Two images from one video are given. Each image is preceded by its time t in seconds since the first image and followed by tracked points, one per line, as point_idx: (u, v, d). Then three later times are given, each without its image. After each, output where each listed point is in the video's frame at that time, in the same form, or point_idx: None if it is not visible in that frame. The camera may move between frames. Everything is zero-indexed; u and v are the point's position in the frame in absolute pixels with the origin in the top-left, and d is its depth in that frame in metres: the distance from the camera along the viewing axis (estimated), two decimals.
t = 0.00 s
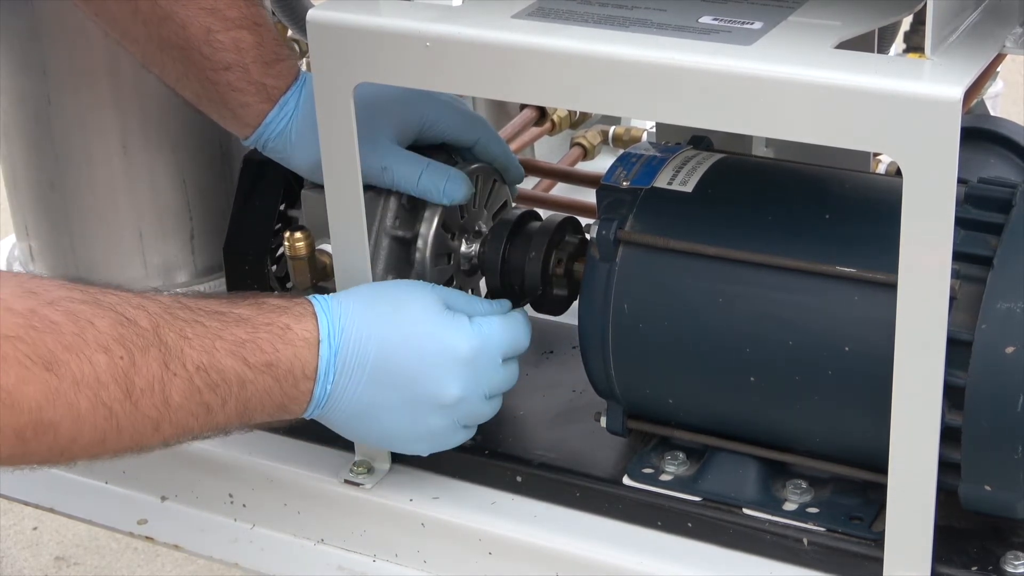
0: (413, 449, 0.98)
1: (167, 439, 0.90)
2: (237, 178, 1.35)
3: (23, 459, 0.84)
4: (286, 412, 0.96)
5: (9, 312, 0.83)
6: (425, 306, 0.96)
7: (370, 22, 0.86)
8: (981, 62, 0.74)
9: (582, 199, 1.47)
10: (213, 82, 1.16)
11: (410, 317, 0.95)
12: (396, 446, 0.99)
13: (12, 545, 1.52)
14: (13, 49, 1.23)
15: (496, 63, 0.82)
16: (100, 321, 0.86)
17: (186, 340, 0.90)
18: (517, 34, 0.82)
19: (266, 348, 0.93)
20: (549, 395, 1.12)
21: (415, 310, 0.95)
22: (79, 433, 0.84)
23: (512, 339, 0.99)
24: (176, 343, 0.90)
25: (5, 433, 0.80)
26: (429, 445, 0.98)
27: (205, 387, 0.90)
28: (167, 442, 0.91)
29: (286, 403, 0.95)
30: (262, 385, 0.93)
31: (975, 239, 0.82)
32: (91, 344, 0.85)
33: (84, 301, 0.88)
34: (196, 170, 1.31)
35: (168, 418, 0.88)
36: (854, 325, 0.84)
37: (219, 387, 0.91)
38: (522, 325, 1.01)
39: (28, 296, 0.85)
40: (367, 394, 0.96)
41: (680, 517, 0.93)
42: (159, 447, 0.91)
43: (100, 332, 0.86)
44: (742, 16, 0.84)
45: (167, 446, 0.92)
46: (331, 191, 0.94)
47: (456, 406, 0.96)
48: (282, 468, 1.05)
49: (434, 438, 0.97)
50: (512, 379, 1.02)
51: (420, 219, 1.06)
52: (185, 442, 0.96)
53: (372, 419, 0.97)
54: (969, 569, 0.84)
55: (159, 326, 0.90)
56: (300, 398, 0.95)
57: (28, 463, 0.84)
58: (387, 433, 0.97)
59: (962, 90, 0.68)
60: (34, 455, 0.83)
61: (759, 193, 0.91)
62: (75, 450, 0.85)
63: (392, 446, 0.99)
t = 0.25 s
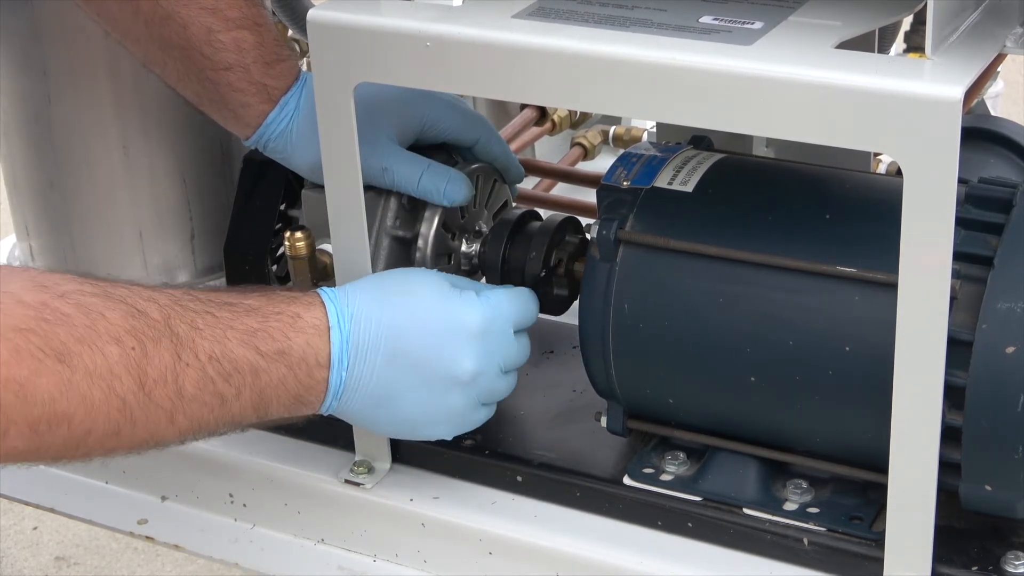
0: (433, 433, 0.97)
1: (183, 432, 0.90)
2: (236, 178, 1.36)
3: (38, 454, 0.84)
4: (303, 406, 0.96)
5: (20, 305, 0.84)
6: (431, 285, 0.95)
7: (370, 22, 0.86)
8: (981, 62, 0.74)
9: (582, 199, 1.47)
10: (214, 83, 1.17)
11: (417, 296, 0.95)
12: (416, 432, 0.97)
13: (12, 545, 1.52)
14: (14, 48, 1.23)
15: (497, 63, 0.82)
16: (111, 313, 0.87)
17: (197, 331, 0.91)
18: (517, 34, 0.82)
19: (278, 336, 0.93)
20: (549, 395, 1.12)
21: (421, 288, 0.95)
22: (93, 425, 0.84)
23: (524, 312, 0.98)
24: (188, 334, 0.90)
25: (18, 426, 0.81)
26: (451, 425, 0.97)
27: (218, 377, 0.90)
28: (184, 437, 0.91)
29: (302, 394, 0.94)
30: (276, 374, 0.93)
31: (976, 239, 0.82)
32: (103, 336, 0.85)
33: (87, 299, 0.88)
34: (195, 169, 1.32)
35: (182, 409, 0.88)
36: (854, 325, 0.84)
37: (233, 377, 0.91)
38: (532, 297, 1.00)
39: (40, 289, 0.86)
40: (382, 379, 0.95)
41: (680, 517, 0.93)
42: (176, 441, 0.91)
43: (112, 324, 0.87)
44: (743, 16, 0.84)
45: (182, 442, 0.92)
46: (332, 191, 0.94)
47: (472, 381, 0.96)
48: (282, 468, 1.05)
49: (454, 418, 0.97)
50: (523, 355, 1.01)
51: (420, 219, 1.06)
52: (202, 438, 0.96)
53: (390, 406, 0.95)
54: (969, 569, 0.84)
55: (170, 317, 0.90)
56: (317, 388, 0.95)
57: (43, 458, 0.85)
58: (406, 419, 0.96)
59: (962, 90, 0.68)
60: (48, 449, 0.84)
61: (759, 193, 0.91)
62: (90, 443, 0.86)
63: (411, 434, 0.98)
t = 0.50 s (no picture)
0: (442, 411, 0.97)
1: (187, 424, 0.89)
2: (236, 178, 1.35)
3: (41, 450, 0.85)
4: (310, 396, 0.95)
5: (20, 301, 0.83)
6: (424, 263, 0.96)
7: (370, 22, 0.86)
8: (981, 62, 0.74)
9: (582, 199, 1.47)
10: (214, 84, 1.17)
11: (412, 272, 0.95)
12: (425, 412, 0.97)
13: (12, 545, 1.52)
14: (13, 48, 1.23)
15: (497, 64, 0.82)
16: (109, 306, 0.87)
17: (195, 320, 0.91)
18: (517, 33, 0.82)
19: (276, 322, 0.93)
20: (549, 395, 1.12)
21: (414, 265, 0.96)
22: (94, 417, 0.84)
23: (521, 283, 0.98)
24: (185, 323, 0.90)
25: (18, 422, 0.81)
26: (460, 402, 0.97)
27: (218, 365, 0.90)
28: (190, 430, 0.90)
29: (307, 380, 0.93)
30: (277, 360, 0.92)
31: (976, 239, 0.82)
32: (101, 328, 0.86)
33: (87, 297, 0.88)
34: (195, 169, 1.31)
35: (184, 399, 0.88)
36: (854, 325, 0.84)
37: (234, 364, 0.91)
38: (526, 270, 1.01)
39: (38, 284, 0.86)
40: (386, 358, 0.94)
41: (681, 517, 0.93)
42: (182, 435, 0.91)
43: (110, 316, 0.87)
44: (743, 16, 0.84)
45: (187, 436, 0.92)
46: (332, 191, 0.94)
47: (476, 351, 0.96)
48: (282, 469, 1.05)
49: (463, 393, 0.96)
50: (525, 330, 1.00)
51: (420, 219, 1.06)
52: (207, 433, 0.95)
53: (399, 386, 0.95)
54: (969, 569, 0.84)
55: (168, 308, 0.90)
56: (321, 374, 0.94)
57: (47, 454, 0.85)
58: (415, 397, 0.95)
59: (962, 90, 0.68)
60: (50, 444, 0.84)
61: (758, 193, 0.91)
62: (91, 437, 0.86)
63: (421, 417, 0.97)
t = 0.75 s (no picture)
0: (443, 407, 0.97)
1: (184, 425, 0.90)
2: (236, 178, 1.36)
3: (37, 450, 0.85)
4: (308, 395, 0.95)
5: (16, 301, 0.84)
6: (420, 261, 0.96)
7: (370, 22, 0.86)
8: (982, 62, 0.74)
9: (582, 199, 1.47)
10: (213, 84, 1.17)
11: (408, 269, 0.95)
12: (426, 409, 0.96)
13: (12, 545, 1.52)
14: (13, 48, 1.23)
15: (497, 64, 0.82)
16: (104, 305, 0.88)
17: (191, 320, 0.91)
18: (517, 33, 0.82)
19: (272, 321, 0.93)
20: (549, 395, 1.12)
21: (409, 263, 0.96)
22: (89, 417, 0.85)
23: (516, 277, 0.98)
24: (181, 323, 0.90)
25: (13, 423, 0.81)
26: (461, 398, 0.97)
27: (214, 364, 0.90)
28: (187, 431, 0.91)
29: (304, 379, 0.93)
30: (274, 359, 0.92)
31: (976, 239, 0.82)
32: (96, 328, 0.86)
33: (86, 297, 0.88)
34: (195, 168, 1.31)
35: (180, 399, 0.88)
36: (854, 325, 0.84)
37: (230, 363, 0.91)
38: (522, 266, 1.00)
39: (35, 284, 0.87)
40: (385, 356, 0.94)
41: (681, 517, 0.93)
42: (179, 435, 0.91)
43: (105, 316, 0.87)
44: (742, 16, 0.84)
45: (184, 437, 0.92)
46: (332, 191, 0.94)
47: (474, 347, 0.95)
48: (282, 469, 1.05)
49: (463, 389, 0.96)
50: (522, 324, 1.00)
51: (419, 219, 1.06)
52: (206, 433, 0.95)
53: (399, 384, 0.95)
54: (969, 569, 0.84)
55: (164, 308, 0.91)
56: (319, 373, 0.94)
57: (44, 455, 0.86)
58: (416, 394, 0.95)
59: (962, 90, 0.68)
60: (45, 445, 0.84)
61: (759, 193, 0.91)
62: (86, 437, 0.86)
63: (422, 415, 0.97)
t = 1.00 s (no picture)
0: (438, 414, 0.97)
1: (182, 426, 0.90)
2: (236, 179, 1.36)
3: (34, 450, 0.86)
4: (306, 399, 0.95)
5: (14, 302, 0.85)
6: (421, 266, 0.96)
7: (370, 22, 0.86)
8: (982, 62, 0.74)
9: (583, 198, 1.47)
10: (213, 85, 1.16)
11: (410, 275, 0.95)
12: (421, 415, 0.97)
13: (12, 545, 1.52)
14: (14, 48, 1.23)
15: (497, 64, 0.82)
16: (103, 308, 0.88)
17: (190, 322, 0.91)
18: (517, 33, 0.82)
19: (271, 324, 0.93)
20: (549, 395, 1.12)
21: (412, 268, 0.95)
22: (85, 418, 0.85)
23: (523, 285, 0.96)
24: (180, 326, 0.91)
25: (9, 423, 0.82)
26: (456, 405, 0.97)
27: (213, 367, 0.90)
28: (185, 432, 0.91)
29: (302, 383, 0.93)
30: (273, 362, 0.92)
31: (976, 239, 0.82)
32: (95, 329, 0.86)
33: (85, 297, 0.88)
34: (195, 169, 1.31)
35: (178, 401, 0.89)
36: (854, 325, 0.84)
37: (228, 366, 0.91)
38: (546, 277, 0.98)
39: (34, 285, 0.87)
40: (383, 362, 0.94)
41: (681, 517, 0.93)
42: (176, 436, 0.91)
43: (104, 318, 0.87)
44: (742, 16, 0.84)
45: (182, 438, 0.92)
46: (332, 191, 0.94)
47: (473, 353, 0.95)
48: (282, 469, 1.05)
49: (458, 396, 0.96)
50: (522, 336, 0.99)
51: (420, 220, 1.06)
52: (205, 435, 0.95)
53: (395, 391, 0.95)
54: (969, 569, 0.84)
55: (163, 311, 0.91)
56: (317, 377, 0.94)
57: (40, 454, 0.86)
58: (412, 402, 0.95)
59: (962, 90, 0.68)
60: (41, 445, 0.85)
61: (759, 193, 0.91)
62: (82, 438, 0.86)
63: (417, 421, 0.97)
